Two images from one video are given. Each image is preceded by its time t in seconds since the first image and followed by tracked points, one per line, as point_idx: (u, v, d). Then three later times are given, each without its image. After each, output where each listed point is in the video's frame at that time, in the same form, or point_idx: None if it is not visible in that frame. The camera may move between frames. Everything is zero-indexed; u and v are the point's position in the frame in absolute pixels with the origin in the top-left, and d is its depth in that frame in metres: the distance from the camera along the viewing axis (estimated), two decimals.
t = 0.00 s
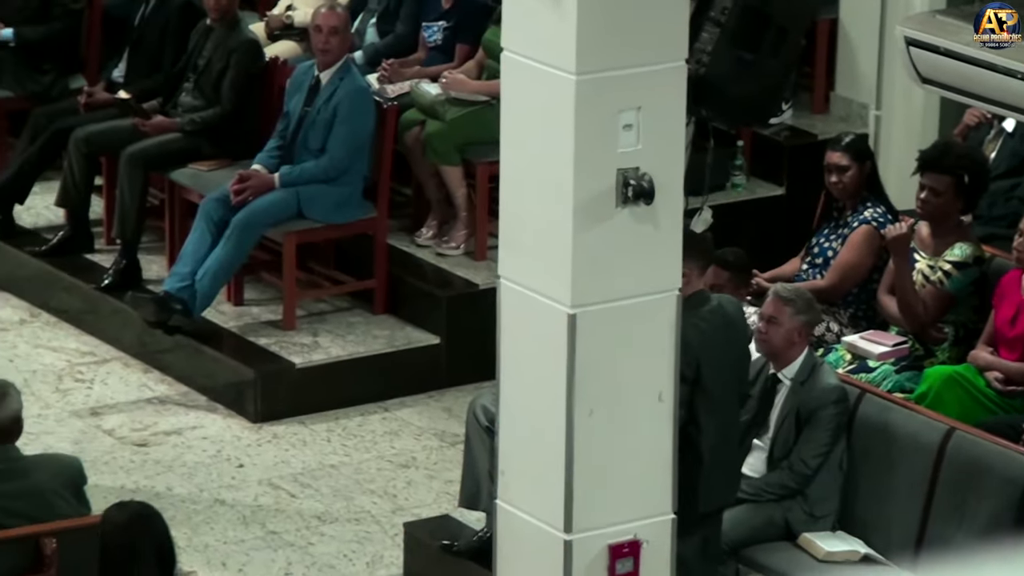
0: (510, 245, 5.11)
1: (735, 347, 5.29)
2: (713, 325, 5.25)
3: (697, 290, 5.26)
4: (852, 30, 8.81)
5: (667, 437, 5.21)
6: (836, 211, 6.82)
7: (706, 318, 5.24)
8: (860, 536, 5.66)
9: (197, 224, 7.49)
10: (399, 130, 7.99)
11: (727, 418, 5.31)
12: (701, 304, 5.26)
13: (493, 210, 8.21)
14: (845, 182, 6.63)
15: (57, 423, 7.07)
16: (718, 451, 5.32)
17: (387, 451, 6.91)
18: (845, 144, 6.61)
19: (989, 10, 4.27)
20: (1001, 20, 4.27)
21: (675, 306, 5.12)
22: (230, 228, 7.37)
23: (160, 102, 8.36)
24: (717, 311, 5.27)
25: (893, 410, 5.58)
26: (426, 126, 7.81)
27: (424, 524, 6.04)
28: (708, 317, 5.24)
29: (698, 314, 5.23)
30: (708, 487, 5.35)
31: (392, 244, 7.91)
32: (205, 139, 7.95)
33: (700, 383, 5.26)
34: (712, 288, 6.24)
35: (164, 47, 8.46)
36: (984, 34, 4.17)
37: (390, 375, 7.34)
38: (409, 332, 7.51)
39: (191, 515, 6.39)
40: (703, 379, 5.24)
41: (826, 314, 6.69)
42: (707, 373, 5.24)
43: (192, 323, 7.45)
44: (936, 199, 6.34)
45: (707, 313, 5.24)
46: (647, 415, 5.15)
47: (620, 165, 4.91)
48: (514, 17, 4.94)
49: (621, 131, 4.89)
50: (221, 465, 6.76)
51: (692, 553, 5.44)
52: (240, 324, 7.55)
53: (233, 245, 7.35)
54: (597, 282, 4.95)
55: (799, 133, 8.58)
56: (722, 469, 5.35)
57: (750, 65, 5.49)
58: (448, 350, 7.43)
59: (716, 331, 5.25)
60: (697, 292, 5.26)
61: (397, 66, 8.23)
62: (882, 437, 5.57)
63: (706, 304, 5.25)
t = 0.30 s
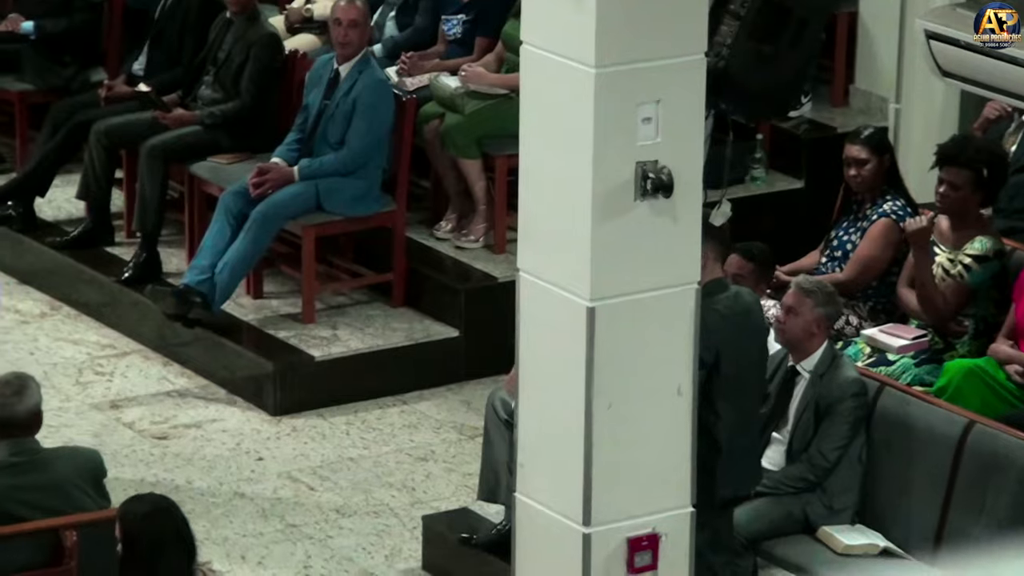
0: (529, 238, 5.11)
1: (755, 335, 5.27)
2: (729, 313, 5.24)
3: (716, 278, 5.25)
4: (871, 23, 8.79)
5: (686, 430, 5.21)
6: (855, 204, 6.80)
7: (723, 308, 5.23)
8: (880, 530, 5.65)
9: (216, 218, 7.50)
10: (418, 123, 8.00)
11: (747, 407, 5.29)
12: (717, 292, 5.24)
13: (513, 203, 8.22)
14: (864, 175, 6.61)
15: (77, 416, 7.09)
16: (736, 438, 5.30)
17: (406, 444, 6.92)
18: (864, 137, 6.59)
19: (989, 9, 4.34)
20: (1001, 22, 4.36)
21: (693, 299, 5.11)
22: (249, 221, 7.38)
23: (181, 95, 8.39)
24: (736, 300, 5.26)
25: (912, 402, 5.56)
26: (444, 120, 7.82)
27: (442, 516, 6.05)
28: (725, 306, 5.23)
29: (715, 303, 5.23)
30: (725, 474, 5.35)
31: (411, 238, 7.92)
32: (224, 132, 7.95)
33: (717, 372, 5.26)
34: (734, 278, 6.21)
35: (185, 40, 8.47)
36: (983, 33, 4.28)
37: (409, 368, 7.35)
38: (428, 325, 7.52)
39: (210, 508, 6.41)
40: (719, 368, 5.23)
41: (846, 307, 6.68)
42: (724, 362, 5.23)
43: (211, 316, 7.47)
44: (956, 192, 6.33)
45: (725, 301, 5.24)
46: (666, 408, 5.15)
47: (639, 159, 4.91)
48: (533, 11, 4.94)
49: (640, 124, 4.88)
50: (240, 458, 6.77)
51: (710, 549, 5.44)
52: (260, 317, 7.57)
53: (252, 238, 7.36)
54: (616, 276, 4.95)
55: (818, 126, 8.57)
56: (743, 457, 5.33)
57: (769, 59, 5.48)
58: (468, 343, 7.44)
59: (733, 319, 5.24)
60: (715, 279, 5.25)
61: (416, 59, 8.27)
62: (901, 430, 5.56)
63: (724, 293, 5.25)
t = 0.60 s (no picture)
0: (553, 238, 5.11)
1: (779, 335, 5.13)
2: (744, 307, 5.13)
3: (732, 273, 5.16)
4: (895, 24, 8.78)
5: (710, 431, 5.21)
6: (879, 205, 6.79)
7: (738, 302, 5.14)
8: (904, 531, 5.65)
9: (240, 218, 7.51)
10: (442, 123, 8.01)
11: (769, 406, 5.17)
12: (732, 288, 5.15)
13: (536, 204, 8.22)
14: (887, 176, 6.61)
15: (102, 416, 7.12)
16: (760, 439, 5.21)
17: (429, 444, 6.93)
18: (888, 138, 6.58)
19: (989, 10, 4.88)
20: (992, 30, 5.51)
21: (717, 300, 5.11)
22: (273, 221, 7.39)
23: (205, 95, 8.41)
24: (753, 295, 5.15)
25: (936, 404, 5.55)
26: (468, 120, 7.82)
27: (466, 517, 6.06)
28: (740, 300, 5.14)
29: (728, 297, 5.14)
30: (750, 474, 5.27)
31: (435, 238, 7.94)
32: (248, 132, 7.97)
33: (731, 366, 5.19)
34: (762, 276, 6.19)
35: (209, 39, 8.48)
36: (985, 31, 4.87)
37: (433, 368, 7.36)
38: (451, 325, 7.53)
39: (234, 508, 6.42)
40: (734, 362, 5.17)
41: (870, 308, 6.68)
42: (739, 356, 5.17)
43: (235, 316, 7.48)
44: (981, 194, 6.32)
45: (740, 297, 5.15)
46: (690, 408, 5.15)
47: (662, 160, 4.91)
48: (557, 11, 4.94)
49: (664, 125, 4.89)
50: (264, 458, 6.79)
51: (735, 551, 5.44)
52: (284, 318, 7.59)
53: (276, 239, 7.38)
54: (639, 276, 4.95)
55: (842, 127, 8.55)
56: (767, 458, 5.21)
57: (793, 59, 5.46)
58: (491, 344, 7.44)
59: (749, 314, 5.14)
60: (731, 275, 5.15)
61: (440, 59, 8.28)
62: (925, 431, 5.55)
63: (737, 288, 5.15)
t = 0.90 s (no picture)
0: (577, 242, 5.11)
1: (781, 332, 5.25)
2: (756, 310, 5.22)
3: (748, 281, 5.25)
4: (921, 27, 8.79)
5: (734, 434, 5.20)
6: (904, 207, 6.77)
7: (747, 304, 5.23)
8: (930, 534, 5.63)
9: (265, 220, 7.53)
10: (467, 126, 8.02)
11: (777, 403, 5.29)
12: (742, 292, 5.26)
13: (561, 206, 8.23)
14: (912, 178, 6.58)
15: (128, 418, 7.14)
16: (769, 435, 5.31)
17: (454, 446, 6.94)
18: (913, 140, 6.56)
19: None
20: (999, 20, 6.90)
21: (741, 302, 5.10)
22: (298, 223, 7.40)
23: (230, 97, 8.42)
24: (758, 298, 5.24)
25: (963, 407, 5.53)
26: (493, 123, 7.82)
27: (491, 519, 6.07)
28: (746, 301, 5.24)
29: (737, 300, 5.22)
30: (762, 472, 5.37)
31: (459, 240, 7.94)
32: (273, 135, 7.99)
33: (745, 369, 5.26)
34: (780, 280, 6.00)
35: (234, 42, 8.50)
36: None
37: (457, 371, 7.37)
38: (476, 327, 7.55)
39: (259, 510, 6.44)
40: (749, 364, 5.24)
41: (895, 311, 6.66)
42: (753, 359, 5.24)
43: (260, 318, 7.49)
44: (1006, 196, 6.29)
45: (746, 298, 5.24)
46: (714, 411, 5.15)
47: (686, 162, 4.90)
48: (581, 14, 4.94)
49: (688, 127, 4.88)
50: (289, 461, 6.81)
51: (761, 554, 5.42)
52: (309, 320, 7.61)
53: (301, 241, 7.39)
54: (663, 278, 4.95)
55: (868, 130, 8.54)
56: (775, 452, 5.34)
57: (817, 62, 5.46)
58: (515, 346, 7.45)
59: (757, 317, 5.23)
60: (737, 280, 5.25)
61: (465, 62, 8.28)
62: (951, 434, 5.53)
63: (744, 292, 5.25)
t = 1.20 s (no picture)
0: (600, 245, 5.11)
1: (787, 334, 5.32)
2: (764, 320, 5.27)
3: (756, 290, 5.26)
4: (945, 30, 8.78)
5: (757, 437, 5.19)
6: (929, 211, 6.75)
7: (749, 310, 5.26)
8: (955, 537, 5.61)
9: (289, 221, 7.54)
10: (490, 128, 8.01)
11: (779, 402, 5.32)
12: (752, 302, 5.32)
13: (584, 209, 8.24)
14: (936, 181, 6.58)
15: (152, 420, 7.16)
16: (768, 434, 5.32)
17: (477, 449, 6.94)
18: (936, 143, 6.56)
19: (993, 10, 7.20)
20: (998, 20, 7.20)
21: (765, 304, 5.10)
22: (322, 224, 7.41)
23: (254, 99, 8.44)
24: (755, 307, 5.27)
25: (988, 410, 5.51)
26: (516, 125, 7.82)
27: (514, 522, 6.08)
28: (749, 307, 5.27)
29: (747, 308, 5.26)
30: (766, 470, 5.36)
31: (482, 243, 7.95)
32: (297, 137, 8.00)
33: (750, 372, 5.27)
34: (801, 278, 5.99)
35: (259, 43, 8.52)
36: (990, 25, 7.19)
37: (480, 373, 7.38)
38: (499, 330, 7.56)
39: (283, 512, 6.45)
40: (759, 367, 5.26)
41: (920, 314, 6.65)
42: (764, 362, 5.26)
43: (284, 320, 7.50)
44: None
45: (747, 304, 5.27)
46: (737, 414, 5.14)
47: (710, 164, 4.90)
48: (605, 16, 4.93)
49: (712, 130, 4.88)
50: (312, 463, 6.82)
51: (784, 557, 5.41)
52: (332, 322, 7.63)
53: (324, 242, 7.39)
54: (686, 280, 4.94)
55: (891, 133, 8.52)
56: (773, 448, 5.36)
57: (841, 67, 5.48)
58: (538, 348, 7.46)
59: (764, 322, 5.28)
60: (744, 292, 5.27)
61: (488, 65, 8.27)
62: (976, 437, 5.51)
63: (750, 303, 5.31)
